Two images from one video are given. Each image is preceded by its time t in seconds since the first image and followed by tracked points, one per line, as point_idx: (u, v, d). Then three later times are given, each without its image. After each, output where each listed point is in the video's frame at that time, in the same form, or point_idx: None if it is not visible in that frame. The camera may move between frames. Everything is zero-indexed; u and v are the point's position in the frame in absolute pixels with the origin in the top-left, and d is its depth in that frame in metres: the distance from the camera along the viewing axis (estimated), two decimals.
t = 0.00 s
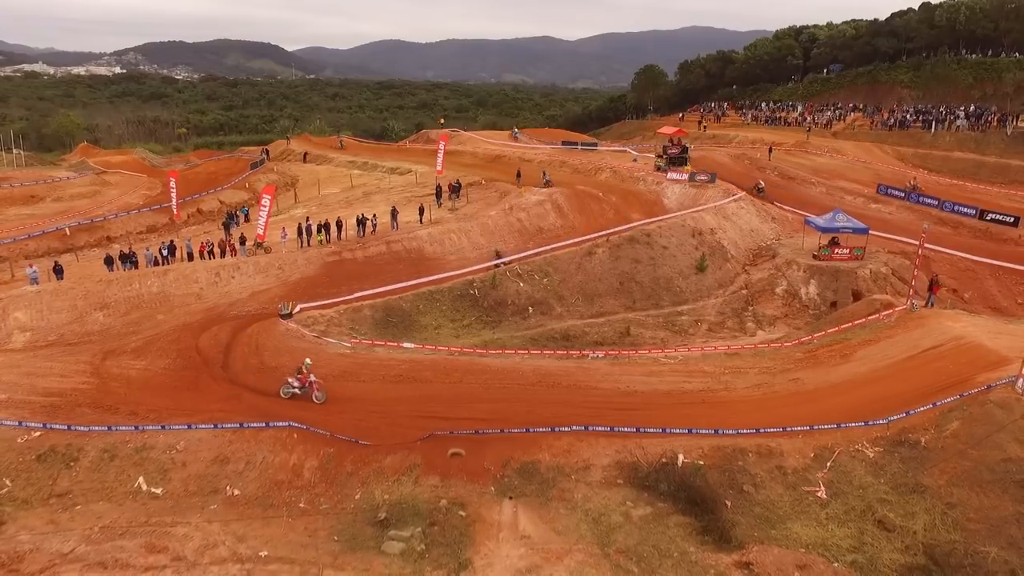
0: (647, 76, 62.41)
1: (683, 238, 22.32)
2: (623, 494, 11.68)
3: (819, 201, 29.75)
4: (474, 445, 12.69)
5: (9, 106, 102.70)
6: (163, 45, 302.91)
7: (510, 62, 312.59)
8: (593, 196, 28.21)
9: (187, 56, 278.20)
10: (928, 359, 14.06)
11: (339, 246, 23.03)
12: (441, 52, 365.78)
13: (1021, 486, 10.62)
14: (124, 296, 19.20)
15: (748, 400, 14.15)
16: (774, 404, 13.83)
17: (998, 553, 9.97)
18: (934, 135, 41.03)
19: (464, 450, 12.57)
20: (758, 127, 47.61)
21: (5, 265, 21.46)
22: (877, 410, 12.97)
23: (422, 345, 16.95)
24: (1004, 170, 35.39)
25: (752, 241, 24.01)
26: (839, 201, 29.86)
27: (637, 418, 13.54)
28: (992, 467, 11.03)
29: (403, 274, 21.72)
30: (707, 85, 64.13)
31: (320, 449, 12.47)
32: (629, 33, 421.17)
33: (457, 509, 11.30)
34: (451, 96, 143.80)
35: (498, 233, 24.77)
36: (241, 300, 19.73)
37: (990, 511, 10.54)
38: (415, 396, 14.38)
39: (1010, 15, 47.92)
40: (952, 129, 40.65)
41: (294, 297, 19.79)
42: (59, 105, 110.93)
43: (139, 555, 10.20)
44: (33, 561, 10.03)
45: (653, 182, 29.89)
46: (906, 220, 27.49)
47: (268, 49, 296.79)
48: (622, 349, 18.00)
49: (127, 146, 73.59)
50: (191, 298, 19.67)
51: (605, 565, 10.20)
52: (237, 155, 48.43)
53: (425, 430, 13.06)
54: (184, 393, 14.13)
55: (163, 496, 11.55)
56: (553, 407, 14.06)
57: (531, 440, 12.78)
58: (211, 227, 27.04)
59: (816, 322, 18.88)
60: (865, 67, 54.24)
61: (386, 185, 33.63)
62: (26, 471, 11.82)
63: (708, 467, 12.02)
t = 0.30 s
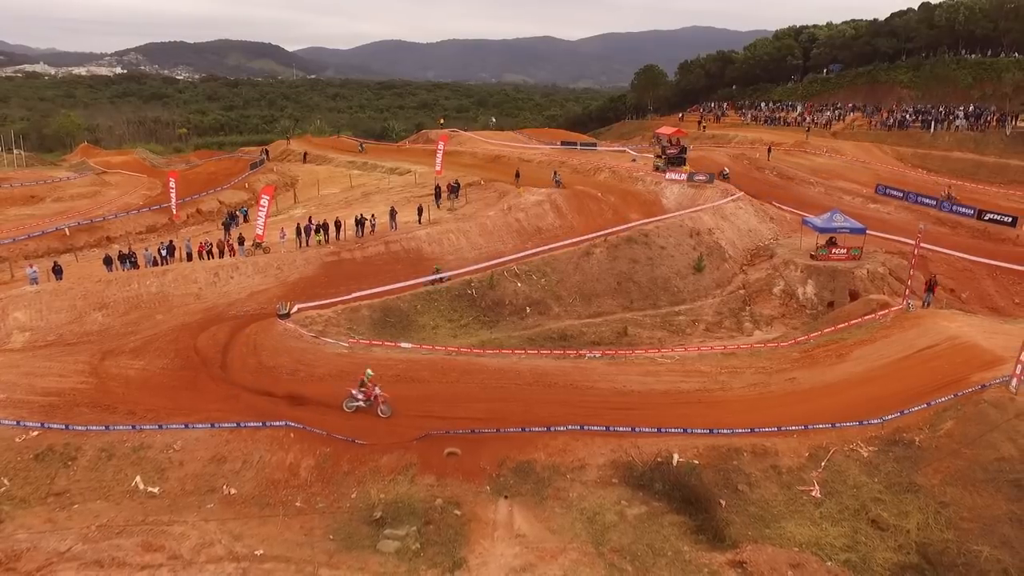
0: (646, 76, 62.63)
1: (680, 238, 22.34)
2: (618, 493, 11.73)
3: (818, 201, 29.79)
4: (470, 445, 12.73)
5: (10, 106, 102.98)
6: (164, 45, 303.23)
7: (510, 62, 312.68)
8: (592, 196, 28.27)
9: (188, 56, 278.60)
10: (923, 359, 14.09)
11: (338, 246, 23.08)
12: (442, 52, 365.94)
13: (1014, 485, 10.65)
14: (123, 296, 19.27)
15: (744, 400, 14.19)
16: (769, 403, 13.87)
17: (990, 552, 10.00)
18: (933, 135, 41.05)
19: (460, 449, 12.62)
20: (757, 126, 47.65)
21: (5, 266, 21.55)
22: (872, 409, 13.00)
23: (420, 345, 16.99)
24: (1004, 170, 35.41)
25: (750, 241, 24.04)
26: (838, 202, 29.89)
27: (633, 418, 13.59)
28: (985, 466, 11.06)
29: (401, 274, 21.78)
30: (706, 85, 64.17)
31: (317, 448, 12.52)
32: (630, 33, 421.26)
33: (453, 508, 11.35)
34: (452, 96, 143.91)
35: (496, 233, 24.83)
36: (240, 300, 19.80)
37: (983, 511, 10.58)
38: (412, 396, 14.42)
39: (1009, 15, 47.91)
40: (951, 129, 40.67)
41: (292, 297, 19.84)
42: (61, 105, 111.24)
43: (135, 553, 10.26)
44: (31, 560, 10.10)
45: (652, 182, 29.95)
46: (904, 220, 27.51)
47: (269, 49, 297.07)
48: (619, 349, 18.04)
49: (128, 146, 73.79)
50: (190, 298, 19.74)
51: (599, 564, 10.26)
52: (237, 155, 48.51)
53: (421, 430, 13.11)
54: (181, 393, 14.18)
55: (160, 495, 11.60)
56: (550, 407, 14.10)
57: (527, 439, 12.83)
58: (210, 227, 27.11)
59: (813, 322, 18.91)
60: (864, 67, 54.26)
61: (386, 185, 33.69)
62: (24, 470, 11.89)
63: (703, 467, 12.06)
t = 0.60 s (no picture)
0: (646, 76, 63.01)
1: (675, 238, 22.38)
2: (608, 492, 11.77)
3: (815, 201, 29.81)
4: (461, 444, 12.77)
5: (11, 106, 103.18)
6: (165, 45, 303.57)
7: (512, 62, 312.82)
8: (589, 197, 28.36)
9: (189, 57, 278.97)
10: (914, 359, 14.10)
11: (334, 246, 23.13)
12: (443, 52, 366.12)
13: (1001, 484, 10.69)
14: (119, 296, 19.33)
15: (735, 399, 14.22)
16: (760, 403, 13.91)
17: (976, 551, 10.03)
18: (931, 135, 41.06)
19: (451, 449, 12.66)
20: (756, 126, 47.65)
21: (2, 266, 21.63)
22: (862, 408, 13.03)
23: (413, 345, 17.04)
24: (1001, 170, 35.41)
25: (746, 241, 24.06)
26: (835, 201, 29.91)
27: (624, 418, 13.63)
28: (973, 465, 11.10)
29: (397, 274, 21.83)
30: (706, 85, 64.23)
31: (308, 447, 12.58)
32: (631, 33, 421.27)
33: (443, 507, 11.40)
34: (452, 96, 144.01)
35: (493, 233, 24.88)
36: (236, 300, 19.86)
37: (970, 510, 10.61)
38: (404, 395, 14.46)
39: (1008, 15, 47.89)
40: (949, 129, 40.69)
41: (288, 297, 19.90)
42: (62, 105, 111.51)
43: (126, 551, 10.31)
44: (22, 558, 10.17)
45: (649, 183, 30.01)
46: (901, 220, 27.51)
47: (270, 49, 297.29)
48: (613, 348, 18.09)
49: (128, 147, 73.98)
50: (185, 299, 19.80)
51: (587, 563, 10.31)
52: (237, 155, 48.60)
53: (413, 429, 13.15)
54: (175, 392, 14.23)
55: (152, 493, 11.66)
56: (542, 406, 14.14)
57: (518, 438, 12.87)
58: (208, 227, 27.17)
59: (806, 322, 18.93)
60: (863, 67, 54.26)
61: (383, 185, 33.75)
62: (17, 469, 11.96)
63: (693, 466, 12.11)
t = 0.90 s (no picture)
0: (644, 76, 62.46)
1: (667, 238, 22.41)
2: (591, 490, 11.82)
3: (809, 201, 29.82)
4: (446, 442, 12.83)
5: (11, 107, 103.28)
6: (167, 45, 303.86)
7: (513, 62, 312.88)
8: (583, 197, 28.39)
9: (190, 57, 279.28)
10: (899, 358, 14.13)
11: (327, 246, 23.19)
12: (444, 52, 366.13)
13: (981, 483, 10.73)
14: (111, 295, 19.39)
15: (721, 399, 14.26)
16: (746, 402, 13.95)
17: (955, 550, 10.07)
18: (928, 135, 41.06)
19: (435, 447, 12.71)
20: (754, 126, 47.62)
21: None
22: (846, 407, 13.06)
23: (403, 343, 17.08)
24: (997, 170, 35.40)
25: (738, 241, 24.07)
26: (829, 202, 29.91)
27: (610, 417, 13.67)
28: (954, 464, 11.14)
29: (389, 274, 21.89)
30: (705, 85, 64.28)
31: (293, 445, 12.64)
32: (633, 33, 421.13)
33: (426, 505, 11.45)
34: (453, 96, 144.11)
35: (486, 233, 24.94)
36: (228, 300, 19.91)
37: (949, 508, 10.66)
38: (391, 394, 14.52)
39: (1006, 15, 47.83)
40: (946, 129, 40.67)
41: (279, 296, 19.97)
42: (63, 106, 111.73)
43: (109, 549, 10.37)
44: (5, 555, 10.23)
45: (644, 182, 30.05)
46: (895, 220, 27.53)
47: (272, 49, 297.38)
48: (602, 348, 18.13)
49: (128, 147, 74.10)
50: (178, 298, 19.86)
51: (567, 561, 10.35)
52: (235, 155, 48.70)
53: (399, 428, 13.21)
54: (163, 390, 14.29)
55: (137, 491, 11.72)
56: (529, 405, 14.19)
57: (503, 436, 12.91)
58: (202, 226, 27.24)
59: (796, 322, 18.96)
60: (861, 67, 54.23)
61: (379, 185, 33.80)
62: (4, 467, 12.03)
63: (676, 464, 12.17)
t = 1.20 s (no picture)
0: (642, 76, 61.62)
1: (655, 238, 22.45)
2: (566, 489, 11.86)
3: (801, 200, 29.83)
4: (425, 441, 12.88)
5: (14, 106, 103.97)
6: (168, 45, 304.24)
7: (514, 62, 312.93)
8: (574, 197, 28.42)
9: (191, 57, 279.59)
10: (879, 357, 14.15)
11: (316, 245, 23.25)
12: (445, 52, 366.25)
13: (952, 481, 10.78)
14: (98, 295, 19.46)
15: (701, 398, 14.30)
16: (726, 401, 13.99)
17: (924, 548, 10.11)
18: (922, 134, 41.08)
19: (414, 446, 12.76)
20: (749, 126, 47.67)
21: None
22: (824, 406, 13.09)
23: (387, 342, 17.13)
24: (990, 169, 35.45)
25: (727, 240, 24.10)
26: (821, 201, 29.93)
27: (590, 416, 13.71)
28: (927, 463, 11.19)
29: (377, 274, 21.96)
30: (701, 85, 64.42)
31: (272, 444, 12.69)
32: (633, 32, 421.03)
33: (401, 503, 11.50)
34: (453, 96, 144.14)
35: (475, 232, 24.99)
36: (216, 299, 19.97)
37: (921, 506, 10.70)
38: (374, 392, 14.57)
39: (1001, 14, 47.74)
40: (940, 129, 40.68)
41: (267, 296, 20.03)
42: (63, 106, 111.96)
43: (83, 546, 10.43)
44: None
45: (635, 182, 30.12)
46: (885, 220, 27.56)
47: (272, 49, 297.63)
48: (587, 347, 18.17)
49: (127, 147, 74.24)
50: (165, 298, 19.93)
51: (539, 558, 10.40)
52: (230, 155, 48.78)
53: (377, 426, 13.25)
54: (145, 389, 14.36)
55: (115, 490, 11.78)
56: (509, 404, 14.24)
57: (481, 435, 12.95)
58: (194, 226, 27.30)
59: (781, 321, 19.00)
60: (857, 66, 54.24)
61: (372, 185, 33.86)
62: None
63: (652, 463, 12.22)
